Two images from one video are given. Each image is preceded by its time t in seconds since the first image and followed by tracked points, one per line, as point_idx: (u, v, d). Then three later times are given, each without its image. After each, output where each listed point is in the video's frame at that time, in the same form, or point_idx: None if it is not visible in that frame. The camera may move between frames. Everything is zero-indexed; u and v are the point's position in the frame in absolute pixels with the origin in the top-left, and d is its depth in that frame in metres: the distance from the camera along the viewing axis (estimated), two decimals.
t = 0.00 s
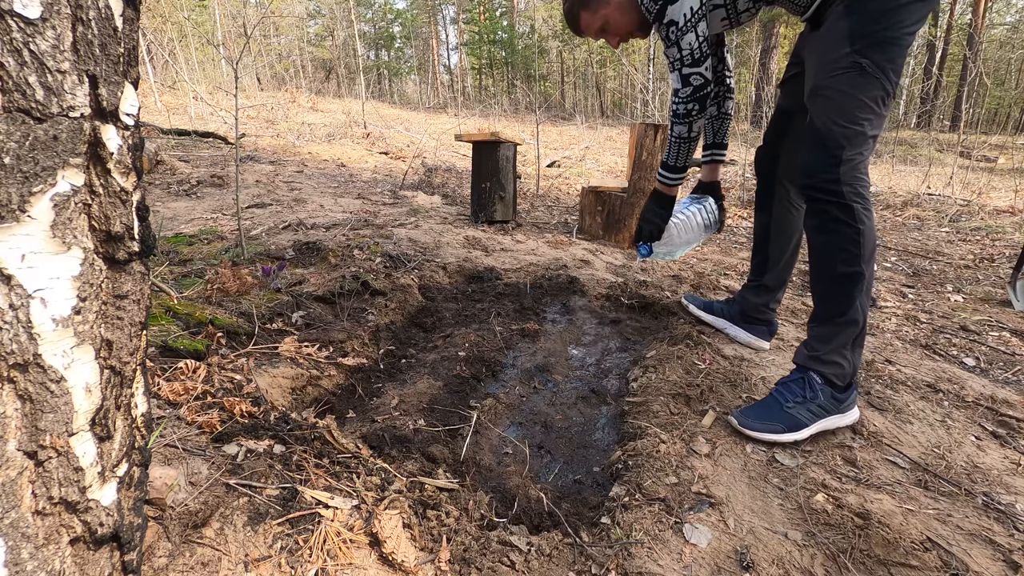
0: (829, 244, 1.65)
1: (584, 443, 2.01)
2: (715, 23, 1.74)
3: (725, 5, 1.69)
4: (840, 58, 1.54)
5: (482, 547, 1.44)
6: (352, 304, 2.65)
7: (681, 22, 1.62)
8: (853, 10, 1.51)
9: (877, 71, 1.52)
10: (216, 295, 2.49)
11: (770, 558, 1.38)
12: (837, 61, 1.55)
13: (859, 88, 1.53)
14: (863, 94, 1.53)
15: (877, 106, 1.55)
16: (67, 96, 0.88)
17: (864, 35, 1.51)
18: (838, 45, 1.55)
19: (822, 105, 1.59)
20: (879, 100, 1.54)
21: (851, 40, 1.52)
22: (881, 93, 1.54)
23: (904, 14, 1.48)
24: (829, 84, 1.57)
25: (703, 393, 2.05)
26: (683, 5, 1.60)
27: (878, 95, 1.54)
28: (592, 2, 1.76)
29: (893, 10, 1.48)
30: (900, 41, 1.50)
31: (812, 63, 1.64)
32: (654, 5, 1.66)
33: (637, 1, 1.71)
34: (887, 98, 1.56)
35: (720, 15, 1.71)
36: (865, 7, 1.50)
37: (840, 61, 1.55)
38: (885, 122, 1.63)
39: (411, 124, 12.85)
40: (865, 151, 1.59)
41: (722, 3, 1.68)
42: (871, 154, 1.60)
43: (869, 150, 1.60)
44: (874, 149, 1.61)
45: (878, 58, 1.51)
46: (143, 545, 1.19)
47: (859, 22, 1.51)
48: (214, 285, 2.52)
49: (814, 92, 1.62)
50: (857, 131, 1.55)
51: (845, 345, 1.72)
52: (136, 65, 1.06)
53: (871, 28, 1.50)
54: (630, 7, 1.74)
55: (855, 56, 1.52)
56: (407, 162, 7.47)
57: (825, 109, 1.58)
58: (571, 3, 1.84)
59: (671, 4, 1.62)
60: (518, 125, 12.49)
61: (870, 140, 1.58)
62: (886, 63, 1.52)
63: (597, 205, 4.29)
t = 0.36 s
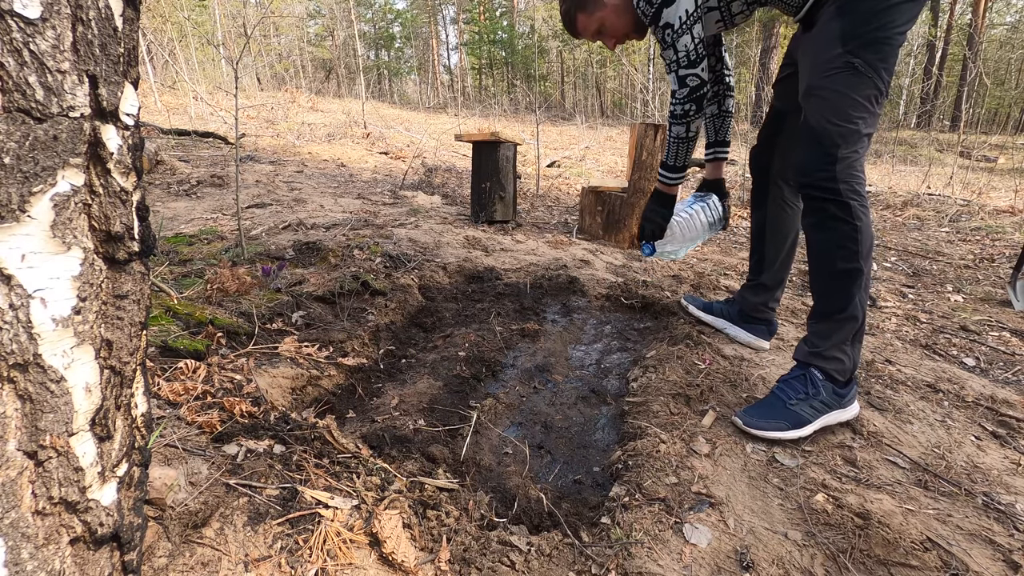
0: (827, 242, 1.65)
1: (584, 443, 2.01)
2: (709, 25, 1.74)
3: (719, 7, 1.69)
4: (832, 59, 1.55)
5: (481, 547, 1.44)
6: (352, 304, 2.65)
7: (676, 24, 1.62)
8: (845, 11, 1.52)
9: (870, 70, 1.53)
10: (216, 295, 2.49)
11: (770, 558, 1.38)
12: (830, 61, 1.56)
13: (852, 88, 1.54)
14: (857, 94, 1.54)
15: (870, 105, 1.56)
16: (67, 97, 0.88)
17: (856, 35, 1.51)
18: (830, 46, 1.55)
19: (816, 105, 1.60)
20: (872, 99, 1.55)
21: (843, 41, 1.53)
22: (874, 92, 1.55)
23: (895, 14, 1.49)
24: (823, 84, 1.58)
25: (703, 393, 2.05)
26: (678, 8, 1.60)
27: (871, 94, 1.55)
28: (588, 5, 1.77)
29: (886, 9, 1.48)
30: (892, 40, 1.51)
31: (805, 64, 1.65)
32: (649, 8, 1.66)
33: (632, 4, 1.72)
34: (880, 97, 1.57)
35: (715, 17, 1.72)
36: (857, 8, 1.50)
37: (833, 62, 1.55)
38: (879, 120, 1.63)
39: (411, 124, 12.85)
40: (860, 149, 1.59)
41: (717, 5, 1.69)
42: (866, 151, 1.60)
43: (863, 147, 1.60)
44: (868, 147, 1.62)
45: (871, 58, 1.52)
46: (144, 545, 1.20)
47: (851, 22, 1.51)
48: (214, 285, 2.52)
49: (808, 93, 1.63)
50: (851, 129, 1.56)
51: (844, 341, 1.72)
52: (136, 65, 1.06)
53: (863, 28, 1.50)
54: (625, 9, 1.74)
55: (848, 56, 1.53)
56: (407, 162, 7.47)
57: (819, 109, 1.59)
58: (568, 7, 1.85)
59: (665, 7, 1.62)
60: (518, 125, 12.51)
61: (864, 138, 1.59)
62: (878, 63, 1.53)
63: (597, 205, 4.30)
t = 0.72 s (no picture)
0: (825, 242, 1.66)
1: (585, 443, 2.01)
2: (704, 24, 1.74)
3: (714, 7, 1.69)
4: (830, 59, 1.55)
5: (481, 547, 1.44)
6: (352, 304, 2.65)
7: (669, 25, 1.63)
8: (843, 12, 1.52)
9: (867, 71, 1.53)
10: (216, 295, 2.49)
11: (770, 558, 1.38)
12: (828, 62, 1.56)
13: (850, 88, 1.54)
14: (855, 94, 1.54)
15: (868, 106, 1.57)
16: (67, 96, 0.88)
17: (853, 36, 1.52)
18: (827, 47, 1.56)
19: (814, 105, 1.60)
20: (869, 99, 1.56)
21: (841, 42, 1.53)
22: (872, 92, 1.55)
23: (893, 15, 1.50)
24: (821, 84, 1.58)
25: (703, 393, 2.05)
26: (671, 9, 1.61)
27: (869, 94, 1.55)
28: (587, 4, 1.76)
29: (882, 10, 1.49)
30: (888, 42, 1.52)
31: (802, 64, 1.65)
32: (644, 7, 1.65)
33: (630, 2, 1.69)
34: (878, 97, 1.57)
35: (710, 17, 1.72)
36: (853, 9, 1.51)
37: (831, 62, 1.55)
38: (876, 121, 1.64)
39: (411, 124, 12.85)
40: (858, 148, 1.59)
41: (712, 6, 1.68)
42: (864, 151, 1.61)
43: (861, 147, 1.61)
44: (866, 147, 1.62)
45: (868, 59, 1.53)
46: (143, 545, 1.19)
47: (849, 23, 1.52)
48: (214, 285, 2.52)
49: (805, 93, 1.63)
50: (849, 129, 1.56)
51: (843, 339, 1.73)
52: (136, 65, 1.06)
53: (861, 29, 1.51)
54: (624, 9, 1.72)
55: (846, 57, 1.53)
56: (407, 162, 7.47)
57: (817, 109, 1.59)
58: (568, 6, 1.84)
59: (660, 7, 1.62)
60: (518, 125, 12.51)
61: (862, 138, 1.59)
62: (876, 63, 1.53)
63: (597, 205, 4.30)
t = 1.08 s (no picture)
0: (829, 242, 1.66)
1: (585, 443, 2.01)
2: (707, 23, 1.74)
3: (718, 5, 1.69)
4: (837, 59, 1.56)
5: (482, 547, 1.44)
6: (352, 304, 2.65)
7: (673, 23, 1.64)
8: (849, 12, 1.52)
9: (874, 71, 1.53)
10: (216, 295, 2.49)
11: (770, 558, 1.38)
12: (835, 61, 1.56)
13: (857, 88, 1.54)
14: (861, 93, 1.54)
15: (874, 106, 1.57)
16: (67, 97, 0.88)
17: (860, 36, 1.52)
18: (834, 47, 1.56)
19: (820, 105, 1.60)
20: (875, 100, 1.56)
21: (847, 42, 1.54)
22: (878, 92, 1.56)
23: (900, 15, 1.50)
24: (827, 84, 1.58)
25: (703, 393, 2.05)
26: (676, 6, 1.62)
27: (875, 94, 1.55)
28: None
29: (890, 10, 1.49)
30: (895, 41, 1.52)
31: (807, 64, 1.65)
32: (648, 5, 1.68)
33: None
34: (883, 98, 1.57)
35: (713, 15, 1.72)
36: (860, 9, 1.51)
37: (838, 62, 1.56)
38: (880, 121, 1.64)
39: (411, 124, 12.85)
40: (864, 149, 1.60)
41: (716, 3, 1.68)
42: (868, 152, 1.61)
43: (867, 148, 1.61)
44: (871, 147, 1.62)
45: (875, 58, 1.53)
46: (143, 545, 1.19)
47: (855, 23, 1.52)
48: (214, 285, 2.51)
49: (811, 92, 1.63)
50: (855, 129, 1.57)
51: (844, 339, 1.74)
52: (136, 65, 1.06)
53: (868, 29, 1.51)
54: None
55: (852, 56, 1.54)
56: (407, 162, 7.47)
57: (823, 109, 1.59)
58: None
59: (664, 5, 1.64)
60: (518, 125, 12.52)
61: (868, 138, 1.59)
62: (882, 64, 1.54)
63: (597, 205, 4.30)
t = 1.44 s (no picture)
0: (840, 246, 1.66)
1: (584, 443, 2.01)
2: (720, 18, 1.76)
3: None
4: (859, 59, 1.56)
5: (481, 547, 1.44)
6: (352, 304, 2.66)
7: (695, 14, 1.64)
8: (871, 11, 1.54)
9: (894, 73, 1.54)
10: (216, 295, 2.49)
11: (770, 558, 1.38)
12: (855, 61, 1.57)
13: (877, 88, 1.54)
14: (881, 94, 1.54)
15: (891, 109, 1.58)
16: (67, 97, 0.88)
17: (881, 37, 1.53)
18: (855, 47, 1.57)
19: (838, 105, 1.60)
20: (894, 102, 1.56)
21: (869, 42, 1.55)
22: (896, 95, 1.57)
23: (921, 18, 1.52)
24: (847, 84, 1.58)
25: (703, 393, 2.05)
26: None
27: (894, 97, 1.56)
28: None
29: (910, 13, 1.51)
30: (913, 45, 1.54)
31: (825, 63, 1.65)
32: None
33: None
34: (899, 102, 1.59)
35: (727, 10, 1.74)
36: (882, 10, 1.52)
37: (858, 62, 1.57)
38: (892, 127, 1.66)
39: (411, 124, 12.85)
40: (879, 153, 1.61)
41: None
42: (882, 157, 1.62)
43: (881, 152, 1.62)
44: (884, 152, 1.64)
45: (896, 61, 1.54)
46: (144, 545, 1.19)
47: (876, 23, 1.53)
48: (214, 285, 2.51)
49: (829, 92, 1.63)
50: (874, 132, 1.57)
51: (847, 341, 1.76)
52: (136, 65, 1.06)
53: (889, 30, 1.53)
54: None
55: (874, 57, 1.54)
56: (407, 162, 7.47)
57: (843, 109, 1.59)
58: None
59: None
60: (518, 125, 12.52)
61: (883, 142, 1.61)
62: (902, 66, 1.55)
63: (597, 205, 4.30)
